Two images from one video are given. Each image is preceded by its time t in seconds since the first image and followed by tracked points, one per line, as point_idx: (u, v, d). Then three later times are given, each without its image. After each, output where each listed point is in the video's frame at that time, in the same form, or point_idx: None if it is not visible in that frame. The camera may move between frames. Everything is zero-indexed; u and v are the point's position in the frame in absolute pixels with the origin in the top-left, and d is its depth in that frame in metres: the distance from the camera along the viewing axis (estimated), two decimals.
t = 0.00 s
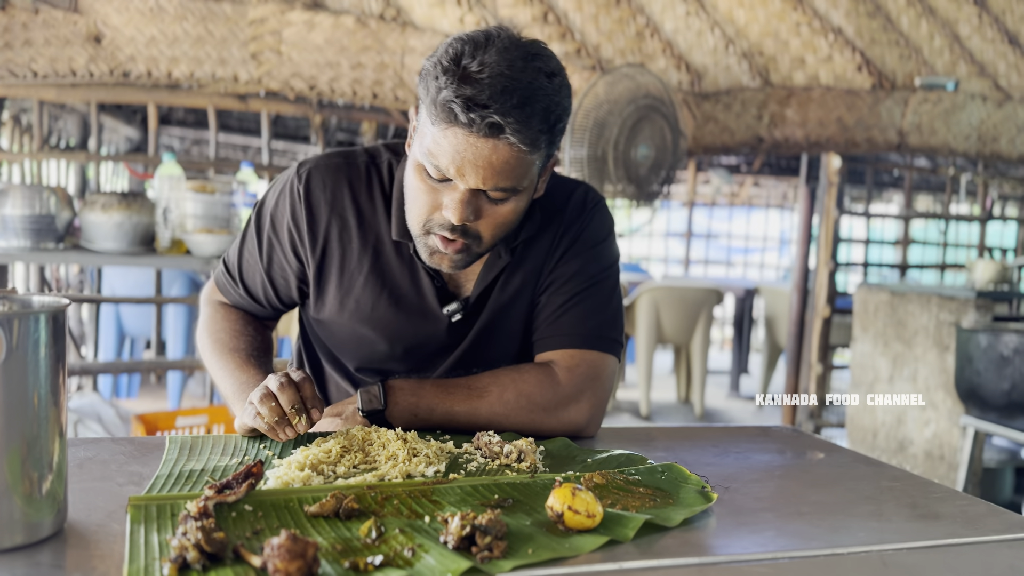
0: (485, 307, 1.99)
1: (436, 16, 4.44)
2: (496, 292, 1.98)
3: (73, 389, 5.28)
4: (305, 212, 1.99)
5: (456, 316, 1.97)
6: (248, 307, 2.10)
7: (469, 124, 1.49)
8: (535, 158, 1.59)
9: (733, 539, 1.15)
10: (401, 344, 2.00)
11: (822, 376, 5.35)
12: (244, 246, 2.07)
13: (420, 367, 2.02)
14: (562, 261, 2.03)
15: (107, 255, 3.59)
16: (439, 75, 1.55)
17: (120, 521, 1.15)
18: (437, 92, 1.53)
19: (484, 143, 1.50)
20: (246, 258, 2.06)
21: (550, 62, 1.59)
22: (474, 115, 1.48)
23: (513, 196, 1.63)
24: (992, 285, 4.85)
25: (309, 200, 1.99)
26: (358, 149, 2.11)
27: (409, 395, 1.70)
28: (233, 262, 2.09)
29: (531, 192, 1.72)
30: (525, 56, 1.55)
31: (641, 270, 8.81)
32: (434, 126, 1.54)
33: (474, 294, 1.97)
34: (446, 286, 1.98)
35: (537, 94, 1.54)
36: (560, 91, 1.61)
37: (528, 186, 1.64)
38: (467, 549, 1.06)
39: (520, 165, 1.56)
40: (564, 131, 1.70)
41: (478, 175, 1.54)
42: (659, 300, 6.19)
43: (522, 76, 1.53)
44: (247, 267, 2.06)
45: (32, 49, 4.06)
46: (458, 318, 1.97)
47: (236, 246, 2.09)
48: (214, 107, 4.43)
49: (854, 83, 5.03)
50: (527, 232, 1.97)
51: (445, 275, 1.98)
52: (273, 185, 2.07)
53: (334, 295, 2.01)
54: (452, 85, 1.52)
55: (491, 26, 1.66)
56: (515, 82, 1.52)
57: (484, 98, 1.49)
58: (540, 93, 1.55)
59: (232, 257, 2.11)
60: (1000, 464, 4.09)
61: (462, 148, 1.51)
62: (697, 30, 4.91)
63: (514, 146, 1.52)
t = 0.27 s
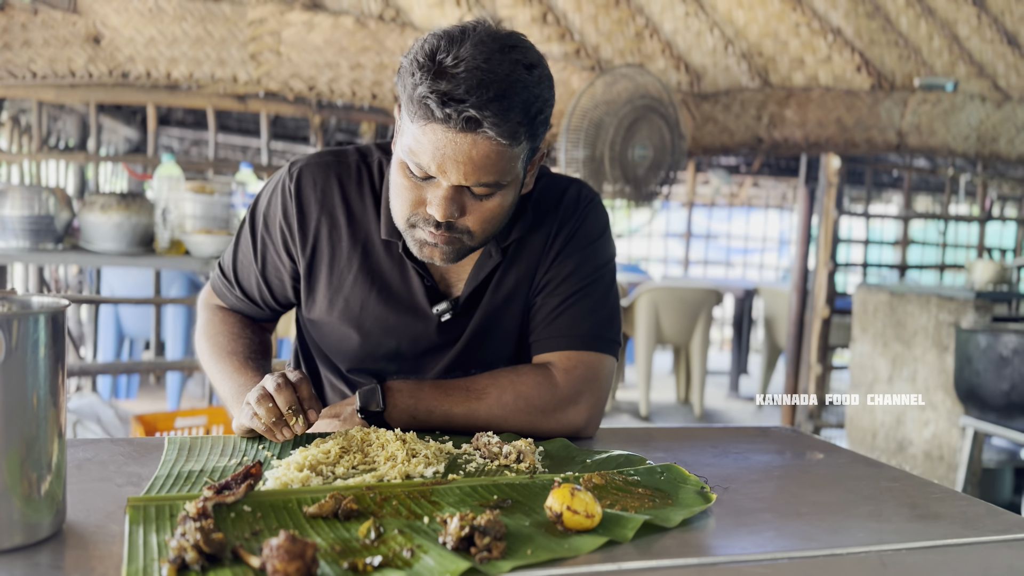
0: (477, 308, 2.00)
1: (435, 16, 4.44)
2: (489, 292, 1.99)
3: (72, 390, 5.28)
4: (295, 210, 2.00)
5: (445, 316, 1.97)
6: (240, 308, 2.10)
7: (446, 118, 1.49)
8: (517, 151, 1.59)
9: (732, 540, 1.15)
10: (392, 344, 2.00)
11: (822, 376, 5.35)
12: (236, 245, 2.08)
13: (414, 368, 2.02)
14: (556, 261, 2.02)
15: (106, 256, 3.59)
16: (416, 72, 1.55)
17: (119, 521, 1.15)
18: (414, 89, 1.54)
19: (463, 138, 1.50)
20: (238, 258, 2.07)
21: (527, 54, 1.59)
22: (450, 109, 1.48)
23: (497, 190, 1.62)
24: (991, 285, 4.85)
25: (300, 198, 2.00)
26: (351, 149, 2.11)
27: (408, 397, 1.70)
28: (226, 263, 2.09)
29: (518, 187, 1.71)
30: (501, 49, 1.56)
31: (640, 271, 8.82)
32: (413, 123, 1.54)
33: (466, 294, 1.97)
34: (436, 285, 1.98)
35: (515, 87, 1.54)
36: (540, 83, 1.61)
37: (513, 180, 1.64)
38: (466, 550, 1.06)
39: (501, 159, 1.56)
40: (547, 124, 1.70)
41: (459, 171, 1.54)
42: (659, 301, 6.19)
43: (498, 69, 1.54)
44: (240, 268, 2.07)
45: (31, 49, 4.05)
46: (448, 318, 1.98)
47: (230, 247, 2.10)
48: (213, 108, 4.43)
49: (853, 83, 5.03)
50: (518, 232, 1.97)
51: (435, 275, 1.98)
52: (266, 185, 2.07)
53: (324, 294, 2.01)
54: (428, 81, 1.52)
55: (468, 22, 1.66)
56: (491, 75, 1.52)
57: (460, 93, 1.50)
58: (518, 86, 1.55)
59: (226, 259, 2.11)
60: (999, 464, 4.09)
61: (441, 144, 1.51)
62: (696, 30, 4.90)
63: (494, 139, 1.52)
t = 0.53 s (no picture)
0: (476, 309, 2.00)
1: (434, 17, 4.44)
2: (489, 293, 1.99)
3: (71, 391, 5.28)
4: (296, 211, 1.99)
5: (446, 318, 1.97)
6: (238, 308, 2.10)
7: (458, 124, 1.49)
8: (526, 157, 1.60)
9: (730, 540, 1.15)
10: (391, 345, 2.00)
11: (821, 377, 5.35)
12: (235, 245, 2.07)
13: (412, 368, 2.02)
14: (555, 262, 2.03)
15: (106, 257, 3.59)
16: (428, 76, 1.55)
17: (117, 522, 1.14)
18: (426, 93, 1.54)
19: (474, 144, 1.50)
20: (237, 258, 2.06)
21: (537, 61, 1.60)
22: (463, 115, 1.48)
23: (504, 196, 1.63)
24: (990, 286, 4.85)
25: (300, 199, 2.00)
26: (351, 149, 2.11)
27: (407, 398, 1.70)
28: (224, 262, 2.09)
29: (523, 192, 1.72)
30: (512, 55, 1.56)
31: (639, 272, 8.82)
32: (424, 127, 1.54)
33: (466, 295, 1.97)
34: (436, 287, 1.98)
35: (525, 94, 1.55)
36: (549, 90, 1.62)
37: (520, 186, 1.64)
38: (465, 550, 1.05)
39: (511, 165, 1.56)
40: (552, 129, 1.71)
41: (468, 176, 1.54)
42: (658, 302, 6.19)
43: (510, 75, 1.54)
44: (240, 268, 2.06)
45: (30, 50, 4.05)
46: (449, 319, 1.97)
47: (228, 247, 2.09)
48: (212, 109, 4.43)
49: (852, 84, 5.03)
50: (518, 233, 1.97)
51: (436, 276, 1.98)
52: (265, 185, 2.07)
53: (324, 295, 2.01)
54: (441, 86, 1.52)
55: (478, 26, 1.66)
56: (503, 82, 1.53)
57: (473, 99, 1.50)
58: (529, 93, 1.56)
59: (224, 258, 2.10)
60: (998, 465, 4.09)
61: (453, 149, 1.51)
62: (695, 31, 4.90)
63: (505, 146, 1.52)
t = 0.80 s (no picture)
0: (477, 310, 2.00)
1: (434, 18, 4.44)
2: (490, 294, 1.99)
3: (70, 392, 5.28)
4: (298, 212, 1.99)
5: (448, 318, 1.97)
6: (240, 309, 2.10)
7: (459, 120, 1.49)
8: (526, 154, 1.59)
9: (730, 542, 1.15)
10: (393, 346, 2.00)
11: (820, 378, 5.35)
12: (237, 246, 2.07)
13: (413, 369, 2.02)
14: (556, 263, 2.03)
15: (105, 258, 3.59)
16: (428, 74, 1.55)
17: (117, 523, 1.14)
18: (426, 90, 1.54)
19: (475, 140, 1.50)
20: (239, 259, 2.06)
21: (537, 59, 1.61)
22: (463, 111, 1.48)
23: (505, 193, 1.63)
24: (989, 287, 4.85)
25: (302, 200, 2.00)
26: (352, 151, 2.11)
27: (407, 399, 1.70)
28: (226, 263, 2.09)
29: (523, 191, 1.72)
30: (512, 53, 1.57)
31: (638, 273, 8.82)
32: (424, 125, 1.54)
33: (467, 296, 1.97)
34: (438, 288, 1.98)
35: (525, 91, 1.55)
36: (549, 88, 1.62)
37: (520, 183, 1.64)
38: (465, 552, 1.06)
39: (512, 161, 1.56)
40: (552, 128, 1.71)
41: (469, 173, 1.54)
42: (657, 302, 6.19)
43: (510, 72, 1.54)
44: (242, 269, 2.06)
45: (29, 51, 4.04)
46: (450, 320, 1.97)
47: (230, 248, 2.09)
48: (211, 110, 4.42)
49: (851, 85, 5.03)
50: (519, 234, 1.97)
51: (437, 277, 1.98)
52: (267, 186, 2.06)
53: (326, 296, 2.01)
54: (441, 82, 1.52)
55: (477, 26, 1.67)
56: (503, 79, 1.53)
57: (473, 95, 1.50)
58: (528, 89, 1.56)
59: (226, 259, 2.10)
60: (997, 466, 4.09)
61: (454, 145, 1.51)
62: (694, 32, 4.88)
63: (505, 142, 1.52)
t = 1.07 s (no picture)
0: (476, 313, 2.00)
1: (433, 20, 4.44)
2: (488, 295, 1.99)
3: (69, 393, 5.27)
4: (297, 214, 1.99)
5: (447, 320, 1.97)
6: (238, 310, 2.10)
7: (460, 125, 1.49)
8: (527, 159, 1.60)
9: (729, 543, 1.15)
10: (392, 347, 2.00)
11: (819, 379, 5.35)
12: (235, 248, 2.07)
13: (411, 371, 2.02)
14: (555, 265, 2.03)
15: (104, 259, 3.59)
16: (430, 78, 1.55)
17: (116, 525, 1.14)
18: (428, 94, 1.54)
19: (476, 145, 1.51)
20: (237, 261, 2.06)
21: (539, 64, 1.61)
22: (465, 116, 1.49)
23: (505, 198, 1.63)
24: (988, 288, 4.86)
25: (301, 202, 2.00)
26: (351, 152, 2.11)
27: (405, 400, 1.70)
28: (224, 265, 2.09)
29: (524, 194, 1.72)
30: (514, 58, 1.57)
31: (637, 274, 8.82)
32: (425, 129, 1.54)
33: (466, 297, 1.97)
34: (437, 290, 1.98)
35: (527, 96, 1.55)
36: (550, 93, 1.62)
37: (521, 188, 1.64)
38: (463, 553, 1.06)
39: (512, 166, 1.56)
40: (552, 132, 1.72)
41: (470, 178, 1.54)
42: (657, 304, 6.19)
43: (511, 77, 1.54)
44: (240, 270, 2.06)
45: (28, 52, 4.04)
46: (450, 321, 1.97)
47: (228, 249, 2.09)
48: (210, 111, 4.42)
49: (850, 87, 5.03)
50: (518, 236, 1.97)
51: (437, 278, 1.98)
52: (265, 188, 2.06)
53: (325, 297, 2.01)
54: (443, 87, 1.52)
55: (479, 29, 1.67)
56: (505, 84, 1.53)
57: (475, 100, 1.50)
58: (530, 95, 1.57)
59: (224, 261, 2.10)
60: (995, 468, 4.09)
61: (455, 150, 1.51)
62: (693, 33, 4.87)
63: (506, 147, 1.53)
